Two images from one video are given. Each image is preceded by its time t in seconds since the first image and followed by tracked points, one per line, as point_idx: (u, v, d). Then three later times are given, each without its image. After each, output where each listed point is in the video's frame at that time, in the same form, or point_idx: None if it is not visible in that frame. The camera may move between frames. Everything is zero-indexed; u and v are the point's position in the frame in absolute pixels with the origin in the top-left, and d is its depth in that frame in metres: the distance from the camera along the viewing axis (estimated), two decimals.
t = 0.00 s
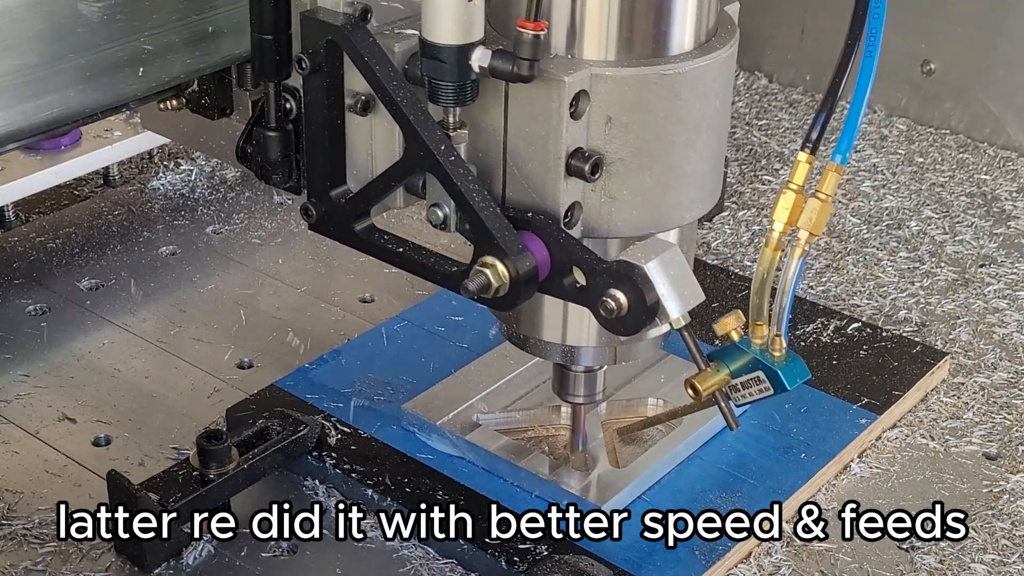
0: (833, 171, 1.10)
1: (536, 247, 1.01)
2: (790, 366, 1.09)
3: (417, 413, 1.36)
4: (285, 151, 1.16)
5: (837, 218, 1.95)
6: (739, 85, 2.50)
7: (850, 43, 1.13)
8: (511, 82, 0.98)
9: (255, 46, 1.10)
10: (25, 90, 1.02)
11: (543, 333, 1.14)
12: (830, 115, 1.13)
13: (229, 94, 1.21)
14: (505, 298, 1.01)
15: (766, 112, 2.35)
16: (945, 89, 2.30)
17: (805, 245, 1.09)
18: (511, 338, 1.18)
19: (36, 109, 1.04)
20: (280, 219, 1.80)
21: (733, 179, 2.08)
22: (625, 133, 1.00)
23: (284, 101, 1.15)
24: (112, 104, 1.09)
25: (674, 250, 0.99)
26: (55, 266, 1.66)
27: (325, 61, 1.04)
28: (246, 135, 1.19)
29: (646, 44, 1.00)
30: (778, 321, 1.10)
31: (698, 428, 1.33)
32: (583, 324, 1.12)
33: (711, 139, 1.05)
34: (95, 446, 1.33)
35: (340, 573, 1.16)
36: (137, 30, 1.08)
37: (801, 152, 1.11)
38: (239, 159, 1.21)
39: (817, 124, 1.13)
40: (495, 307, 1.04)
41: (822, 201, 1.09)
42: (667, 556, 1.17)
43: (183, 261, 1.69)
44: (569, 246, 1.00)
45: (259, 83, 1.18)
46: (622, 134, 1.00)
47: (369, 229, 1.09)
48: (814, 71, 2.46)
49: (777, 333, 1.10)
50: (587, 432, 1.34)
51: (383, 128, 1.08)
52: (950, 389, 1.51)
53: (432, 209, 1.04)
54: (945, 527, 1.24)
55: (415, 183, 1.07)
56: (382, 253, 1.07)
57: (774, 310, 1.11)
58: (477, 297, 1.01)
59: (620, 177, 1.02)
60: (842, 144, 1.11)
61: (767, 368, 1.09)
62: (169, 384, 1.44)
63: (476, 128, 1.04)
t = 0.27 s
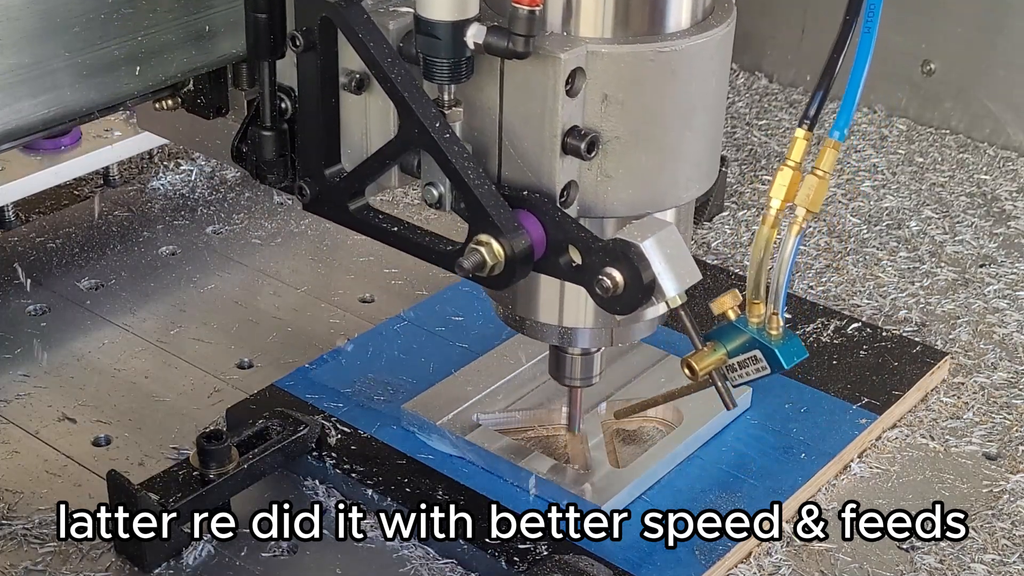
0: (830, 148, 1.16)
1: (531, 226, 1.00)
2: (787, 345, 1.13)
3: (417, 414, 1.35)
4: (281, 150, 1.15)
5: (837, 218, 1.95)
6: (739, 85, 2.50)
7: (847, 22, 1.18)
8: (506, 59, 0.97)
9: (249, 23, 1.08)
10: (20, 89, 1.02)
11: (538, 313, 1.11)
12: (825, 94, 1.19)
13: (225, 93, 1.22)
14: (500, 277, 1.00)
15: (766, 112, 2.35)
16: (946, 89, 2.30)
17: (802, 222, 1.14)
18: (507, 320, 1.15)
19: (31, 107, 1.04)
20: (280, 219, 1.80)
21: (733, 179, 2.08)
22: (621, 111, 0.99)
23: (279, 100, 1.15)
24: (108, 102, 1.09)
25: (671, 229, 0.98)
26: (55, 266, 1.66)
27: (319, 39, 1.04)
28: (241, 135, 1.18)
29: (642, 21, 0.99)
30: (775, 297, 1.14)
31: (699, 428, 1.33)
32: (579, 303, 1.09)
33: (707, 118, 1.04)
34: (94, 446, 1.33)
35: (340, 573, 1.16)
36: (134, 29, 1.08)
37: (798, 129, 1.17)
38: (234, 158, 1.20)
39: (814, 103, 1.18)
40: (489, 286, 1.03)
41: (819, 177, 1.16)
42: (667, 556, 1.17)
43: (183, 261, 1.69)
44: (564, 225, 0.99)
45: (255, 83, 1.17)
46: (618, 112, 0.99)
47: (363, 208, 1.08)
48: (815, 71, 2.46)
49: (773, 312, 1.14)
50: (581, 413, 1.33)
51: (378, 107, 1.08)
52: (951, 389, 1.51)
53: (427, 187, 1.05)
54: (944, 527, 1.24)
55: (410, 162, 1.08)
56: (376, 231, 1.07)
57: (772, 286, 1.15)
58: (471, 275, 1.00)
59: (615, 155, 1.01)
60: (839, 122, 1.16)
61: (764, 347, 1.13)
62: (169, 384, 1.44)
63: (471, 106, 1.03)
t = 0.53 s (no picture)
0: (837, 116, 1.08)
1: (532, 196, 0.99)
2: (792, 316, 1.08)
3: (417, 414, 1.35)
4: (281, 150, 1.17)
5: (837, 218, 1.95)
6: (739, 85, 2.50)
7: None
8: (507, 28, 0.97)
9: None
10: (17, 89, 0.99)
11: (538, 287, 1.11)
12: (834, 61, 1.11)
13: (226, 94, 1.21)
14: (500, 248, 0.99)
15: (767, 112, 2.35)
16: (946, 89, 2.30)
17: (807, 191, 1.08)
18: (510, 296, 1.16)
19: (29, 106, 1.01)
20: (280, 220, 1.80)
21: (733, 179, 2.08)
22: (623, 81, 0.99)
23: (279, 100, 1.17)
24: (108, 102, 1.06)
25: (672, 200, 0.97)
26: (56, 267, 1.66)
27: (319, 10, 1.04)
28: (241, 135, 1.19)
29: None
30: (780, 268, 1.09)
31: (699, 428, 1.33)
32: (581, 277, 1.09)
33: (710, 89, 1.03)
34: (94, 446, 1.33)
35: (340, 573, 1.16)
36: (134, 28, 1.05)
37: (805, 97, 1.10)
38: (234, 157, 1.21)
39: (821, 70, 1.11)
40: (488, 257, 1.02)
41: (827, 144, 1.08)
42: (667, 556, 1.17)
43: (184, 262, 1.69)
44: (565, 193, 0.98)
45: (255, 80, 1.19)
46: (620, 81, 0.99)
47: (362, 179, 1.07)
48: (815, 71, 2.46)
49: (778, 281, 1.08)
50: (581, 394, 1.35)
51: (377, 76, 1.10)
52: (950, 389, 1.51)
53: (426, 159, 1.05)
54: (944, 527, 1.24)
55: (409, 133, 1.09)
56: (375, 202, 1.06)
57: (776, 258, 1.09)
58: (470, 246, 0.99)
59: (618, 126, 1.01)
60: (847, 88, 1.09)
61: (767, 318, 1.08)
62: (169, 384, 1.44)
63: (472, 77, 1.03)
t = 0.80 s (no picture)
0: (852, 107, 1.09)
1: (547, 186, 0.99)
2: (805, 306, 1.09)
3: (417, 414, 1.35)
4: (296, 147, 1.15)
5: (837, 218, 1.96)
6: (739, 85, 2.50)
7: None
8: (522, 19, 0.97)
9: None
10: (20, 91, 1.01)
11: (551, 279, 1.11)
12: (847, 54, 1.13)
13: (238, 91, 1.23)
14: (515, 240, 1.00)
15: (767, 112, 2.35)
16: (946, 89, 2.30)
17: (822, 181, 1.10)
18: (521, 288, 1.15)
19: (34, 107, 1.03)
20: (280, 220, 1.80)
21: (733, 179, 2.08)
22: (637, 73, 0.99)
23: (293, 97, 1.15)
24: (112, 103, 1.08)
25: (686, 191, 0.97)
26: (55, 266, 1.66)
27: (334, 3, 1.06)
28: (257, 132, 1.18)
29: None
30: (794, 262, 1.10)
31: (699, 428, 1.33)
32: (594, 268, 1.09)
33: (724, 80, 1.03)
34: (94, 446, 1.33)
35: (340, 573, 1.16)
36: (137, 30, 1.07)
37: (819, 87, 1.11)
38: (246, 152, 1.20)
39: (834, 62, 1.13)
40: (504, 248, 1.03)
41: (840, 136, 1.09)
42: (667, 556, 1.17)
43: (184, 261, 1.69)
44: (580, 184, 0.99)
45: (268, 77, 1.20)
46: (634, 73, 0.99)
47: (376, 171, 1.09)
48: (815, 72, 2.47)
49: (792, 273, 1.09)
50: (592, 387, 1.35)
51: (391, 69, 1.10)
52: (950, 389, 1.51)
53: (441, 151, 1.04)
54: (945, 527, 1.24)
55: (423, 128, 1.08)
56: (388, 194, 1.07)
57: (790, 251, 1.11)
58: (485, 237, 1.00)
59: (631, 118, 1.01)
60: (860, 81, 1.10)
61: (782, 309, 1.08)
62: (169, 384, 1.44)
63: (486, 69, 1.04)
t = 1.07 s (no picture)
0: (903, 93, 1.11)
1: (600, 172, 0.99)
2: (855, 289, 1.09)
3: (417, 414, 1.35)
4: (346, 136, 1.19)
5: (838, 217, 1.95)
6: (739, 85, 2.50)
7: None
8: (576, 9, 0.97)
9: None
10: (33, 96, 0.97)
11: (596, 265, 1.11)
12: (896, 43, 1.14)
13: (287, 81, 1.22)
14: (569, 225, 1.00)
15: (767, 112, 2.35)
16: (946, 89, 2.30)
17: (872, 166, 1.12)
18: (565, 272, 1.15)
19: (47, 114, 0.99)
20: (280, 220, 1.80)
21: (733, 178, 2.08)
22: (686, 62, 0.99)
23: (344, 87, 1.18)
24: (125, 109, 1.05)
25: (737, 177, 0.97)
26: (55, 266, 1.66)
27: None
28: (309, 121, 1.22)
29: None
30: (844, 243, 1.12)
31: (699, 428, 1.33)
32: (638, 250, 1.09)
33: (770, 70, 1.03)
34: (95, 446, 1.33)
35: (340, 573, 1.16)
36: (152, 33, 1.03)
37: (870, 74, 1.13)
38: (297, 142, 1.23)
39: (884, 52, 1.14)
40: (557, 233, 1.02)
41: (892, 122, 1.12)
42: (667, 556, 1.17)
43: (183, 262, 1.69)
44: (633, 170, 0.99)
45: (318, 67, 1.20)
46: (684, 61, 0.99)
47: (429, 158, 1.08)
48: (816, 72, 2.47)
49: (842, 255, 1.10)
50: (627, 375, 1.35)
51: (443, 59, 1.10)
52: (951, 389, 1.51)
53: (494, 139, 1.03)
54: (945, 527, 1.24)
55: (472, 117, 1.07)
56: (441, 181, 1.07)
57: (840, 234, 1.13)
58: (541, 222, 1.00)
59: (681, 106, 1.01)
60: (910, 67, 1.12)
61: (831, 292, 1.09)
62: (169, 384, 1.44)
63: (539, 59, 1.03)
